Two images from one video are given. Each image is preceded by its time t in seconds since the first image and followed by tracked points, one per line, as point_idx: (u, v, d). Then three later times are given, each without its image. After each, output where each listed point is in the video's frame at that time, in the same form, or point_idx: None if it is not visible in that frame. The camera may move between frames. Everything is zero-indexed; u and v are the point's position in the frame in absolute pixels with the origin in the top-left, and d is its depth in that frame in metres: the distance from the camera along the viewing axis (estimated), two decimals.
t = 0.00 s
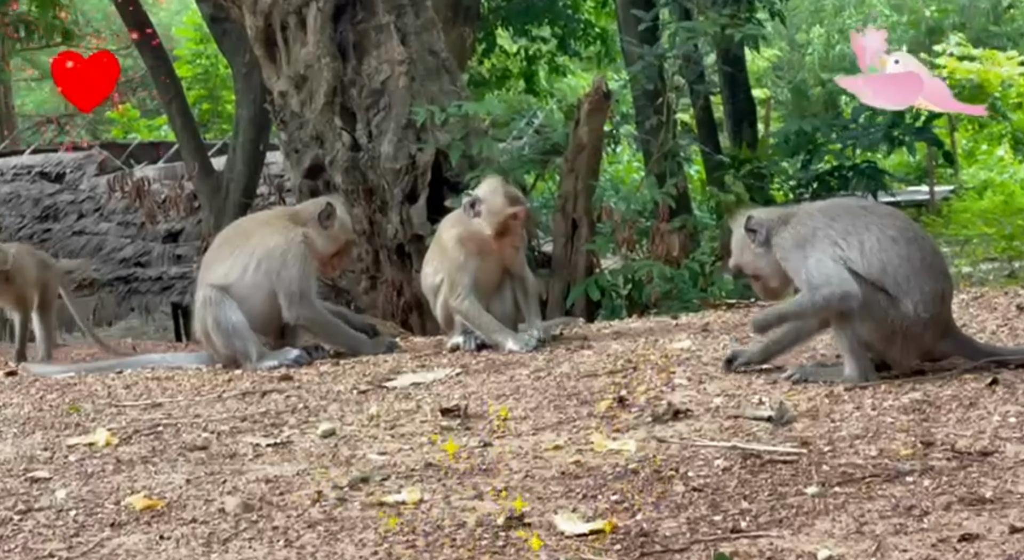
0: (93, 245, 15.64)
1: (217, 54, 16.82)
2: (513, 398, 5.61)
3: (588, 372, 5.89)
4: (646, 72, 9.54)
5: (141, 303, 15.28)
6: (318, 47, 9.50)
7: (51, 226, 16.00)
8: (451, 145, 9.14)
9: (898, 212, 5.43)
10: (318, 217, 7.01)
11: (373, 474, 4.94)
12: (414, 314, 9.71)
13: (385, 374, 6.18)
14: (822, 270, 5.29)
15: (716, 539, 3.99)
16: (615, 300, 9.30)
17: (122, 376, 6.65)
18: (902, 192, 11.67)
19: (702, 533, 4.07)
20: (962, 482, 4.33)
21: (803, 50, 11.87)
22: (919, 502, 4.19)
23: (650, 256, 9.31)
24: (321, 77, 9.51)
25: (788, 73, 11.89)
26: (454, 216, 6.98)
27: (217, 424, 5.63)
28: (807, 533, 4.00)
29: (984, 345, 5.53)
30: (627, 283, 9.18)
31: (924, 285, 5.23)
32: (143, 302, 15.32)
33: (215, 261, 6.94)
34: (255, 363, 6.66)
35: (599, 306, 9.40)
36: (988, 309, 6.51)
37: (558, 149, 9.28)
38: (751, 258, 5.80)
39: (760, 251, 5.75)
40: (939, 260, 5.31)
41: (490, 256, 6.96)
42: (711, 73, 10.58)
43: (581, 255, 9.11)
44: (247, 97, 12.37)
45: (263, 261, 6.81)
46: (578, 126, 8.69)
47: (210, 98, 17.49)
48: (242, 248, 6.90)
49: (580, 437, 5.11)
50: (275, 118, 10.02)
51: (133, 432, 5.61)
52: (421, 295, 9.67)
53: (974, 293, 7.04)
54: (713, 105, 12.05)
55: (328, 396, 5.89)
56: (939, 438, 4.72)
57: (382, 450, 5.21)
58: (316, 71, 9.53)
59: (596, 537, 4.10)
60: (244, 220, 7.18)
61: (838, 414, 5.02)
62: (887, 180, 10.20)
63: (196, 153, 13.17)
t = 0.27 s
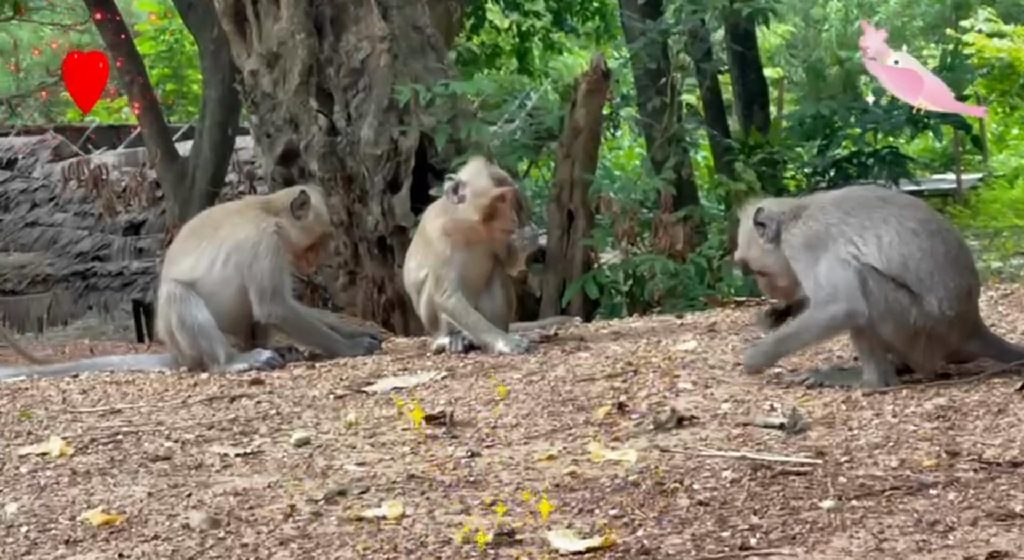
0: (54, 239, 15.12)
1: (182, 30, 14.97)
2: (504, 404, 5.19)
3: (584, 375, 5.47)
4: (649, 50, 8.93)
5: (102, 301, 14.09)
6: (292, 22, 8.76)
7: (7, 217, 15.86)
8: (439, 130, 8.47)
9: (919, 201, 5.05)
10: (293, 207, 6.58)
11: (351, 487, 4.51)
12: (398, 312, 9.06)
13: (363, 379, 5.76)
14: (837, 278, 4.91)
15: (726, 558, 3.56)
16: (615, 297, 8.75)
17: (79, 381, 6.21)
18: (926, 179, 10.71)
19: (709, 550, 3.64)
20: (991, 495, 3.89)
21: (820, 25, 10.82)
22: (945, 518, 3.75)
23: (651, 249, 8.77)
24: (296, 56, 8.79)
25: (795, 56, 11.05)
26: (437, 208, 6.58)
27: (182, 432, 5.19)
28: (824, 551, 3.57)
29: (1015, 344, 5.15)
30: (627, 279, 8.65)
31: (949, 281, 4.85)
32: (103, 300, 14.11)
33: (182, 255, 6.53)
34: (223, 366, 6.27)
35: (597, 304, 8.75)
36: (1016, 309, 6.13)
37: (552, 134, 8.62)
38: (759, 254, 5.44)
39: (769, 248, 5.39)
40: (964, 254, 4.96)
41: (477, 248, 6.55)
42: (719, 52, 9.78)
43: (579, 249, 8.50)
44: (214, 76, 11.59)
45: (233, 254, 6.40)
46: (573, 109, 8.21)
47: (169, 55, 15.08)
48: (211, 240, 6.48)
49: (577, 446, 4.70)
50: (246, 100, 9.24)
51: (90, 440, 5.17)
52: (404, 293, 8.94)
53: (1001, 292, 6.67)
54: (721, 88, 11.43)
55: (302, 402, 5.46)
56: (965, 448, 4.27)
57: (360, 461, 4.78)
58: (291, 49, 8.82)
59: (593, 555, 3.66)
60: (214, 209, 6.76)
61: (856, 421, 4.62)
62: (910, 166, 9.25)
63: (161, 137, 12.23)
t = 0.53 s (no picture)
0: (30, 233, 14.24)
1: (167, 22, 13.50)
2: (493, 404, 5.11)
3: (575, 375, 5.39)
4: (642, 44, 8.92)
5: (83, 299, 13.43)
6: (279, 15, 8.61)
7: None
8: (427, 123, 8.39)
9: (912, 199, 4.98)
10: (280, 205, 6.52)
11: (338, 488, 4.44)
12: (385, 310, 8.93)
13: (351, 378, 5.68)
14: (807, 289, 4.97)
15: None
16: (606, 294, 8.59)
17: (62, 380, 6.12)
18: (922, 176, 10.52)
19: (702, 552, 3.57)
20: (987, 496, 3.82)
21: (814, 19, 10.82)
22: (940, 519, 3.68)
23: (645, 246, 8.57)
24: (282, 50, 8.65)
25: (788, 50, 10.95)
26: (425, 203, 6.52)
27: (166, 432, 5.11)
28: (818, 552, 3.50)
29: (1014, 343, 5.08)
30: (619, 276, 8.49)
31: (943, 279, 4.79)
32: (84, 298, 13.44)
33: (167, 251, 6.46)
34: (208, 364, 6.20)
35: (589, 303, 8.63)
36: (1012, 306, 6.08)
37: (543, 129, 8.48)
38: (752, 248, 5.41)
39: (760, 242, 5.35)
40: (959, 251, 4.88)
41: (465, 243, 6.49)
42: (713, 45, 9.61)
43: (569, 245, 8.43)
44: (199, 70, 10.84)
45: (219, 251, 6.33)
46: (564, 103, 8.16)
47: (159, 70, 14.39)
48: (196, 237, 6.41)
49: (567, 447, 4.63)
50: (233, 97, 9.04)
51: (73, 440, 5.09)
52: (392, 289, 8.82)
53: (998, 288, 6.61)
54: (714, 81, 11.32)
55: (289, 401, 5.39)
56: (961, 449, 4.21)
57: (347, 461, 4.70)
58: (277, 43, 8.66)
59: (585, 557, 3.58)
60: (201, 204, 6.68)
61: (851, 421, 4.55)
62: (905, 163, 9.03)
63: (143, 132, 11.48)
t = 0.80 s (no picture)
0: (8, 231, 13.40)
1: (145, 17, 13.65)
2: (479, 405, 5.01)
3: (564, 376, 5.29)
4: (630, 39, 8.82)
5: (62, 298, 12.42)
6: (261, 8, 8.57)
7: None
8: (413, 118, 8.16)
9: (906, 197, 4.89)
10: (264, 202, 6.43)
11: (322, 492, 4.33)
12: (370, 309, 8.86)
13: (334, 378, 5.58)
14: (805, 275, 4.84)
15: None
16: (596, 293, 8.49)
17: (40, 380, 6.01)
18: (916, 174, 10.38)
19: (693, 557, 3.47)
20: (983, 500, 3.73)
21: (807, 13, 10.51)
22: (935, 523, 3.59)
23: (634, 244, 8.37)
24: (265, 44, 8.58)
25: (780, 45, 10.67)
26: (413, 200, 6.43)
27: (145, 434, 5.01)
28: (811, 557, 3.40)
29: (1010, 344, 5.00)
30: (607, 276, 8.37)
31: (937, 278, 4.71)
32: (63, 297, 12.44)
33: (148, 249, 6.37)
34: (188, 365, 6.10)
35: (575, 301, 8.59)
36: (1009, 306, 6.00)
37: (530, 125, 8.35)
38: (743, 246, 5.30)
39: (752, 239, 5.24)
40: (954, 251, 4.80)
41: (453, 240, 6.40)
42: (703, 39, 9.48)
43: (557, 244, 8.32)
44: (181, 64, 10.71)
45: (200, 248, 6.23)
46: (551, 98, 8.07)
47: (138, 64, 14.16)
48: (178, 234, 6.31)
49: (555, 449, 4.53)
50: (214, 90, 9.04)
51: (50, 442, 4.98)
52: (376, 289, 8.75)
53: (994, 288, 6.52)
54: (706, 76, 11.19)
55: (271, 403, 5.29)
56: (956, 451, 4.12)
57: (330, 464, 4.60)
58: (258, 37, 8.63)
59: None
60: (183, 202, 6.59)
61: (844, 423, 4.46)
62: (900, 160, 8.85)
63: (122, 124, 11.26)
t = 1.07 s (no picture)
0: None
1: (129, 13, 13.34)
2: (468, 408, 4.95)
3: (555, 378, 5.22)
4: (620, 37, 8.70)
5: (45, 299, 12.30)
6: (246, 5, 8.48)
7: None
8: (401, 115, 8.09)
9: (901, 197, 4.84)
10: (251, 200, 6.37)
11: (309, 495, 4.25)
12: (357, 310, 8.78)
13: (322, 380, 5.51)
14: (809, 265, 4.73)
15: None
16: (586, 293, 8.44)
17: (24, 382, 5.94)
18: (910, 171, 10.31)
19: None
20: (979, 504, 3.66)
21: (799, 10, 10.44)
22: (930, 528, 3.53)
23: (625, 243, 8.30)
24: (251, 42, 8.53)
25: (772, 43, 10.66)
26: (404, 200, 6.38)
27: (130, 437, 4.94)
28: None
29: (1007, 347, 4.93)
30: (598, 277, 8.30)
31: (933, 279, 4.64)
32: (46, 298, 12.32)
33: (132, 249, 6.30)
34: (173, 366, 6.04)
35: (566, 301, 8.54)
36: (1005, 307, 5.94)
37: (520, 123, 8.29)
38: (736, 246, 5.23)
39: (747, 238, 5.16)
40: (949, 252, 4.74)
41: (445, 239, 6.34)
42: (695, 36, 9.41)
43: (547, 244, 8.30)
44: (167, 61, 10.59)
45: (186, 248, 6.17)
46: (542, 97, 8.06)
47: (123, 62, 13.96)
48: (162, 233, 6.25)
49: (545, 452, 4.45)
50: (200, 88, 8.95)
51: (33, 445, 4.90)
52: (363, 289, 8.66)
53: (990, 288, 6.46)
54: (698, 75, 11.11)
55: (257, 406, 5.22)
56: (952, 455, 4.06)
57: (318, 467, 4.53)
58: (244, 34, 8.57)
59: None
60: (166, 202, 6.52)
61: (838, 427, 4.39)
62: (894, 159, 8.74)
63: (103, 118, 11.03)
